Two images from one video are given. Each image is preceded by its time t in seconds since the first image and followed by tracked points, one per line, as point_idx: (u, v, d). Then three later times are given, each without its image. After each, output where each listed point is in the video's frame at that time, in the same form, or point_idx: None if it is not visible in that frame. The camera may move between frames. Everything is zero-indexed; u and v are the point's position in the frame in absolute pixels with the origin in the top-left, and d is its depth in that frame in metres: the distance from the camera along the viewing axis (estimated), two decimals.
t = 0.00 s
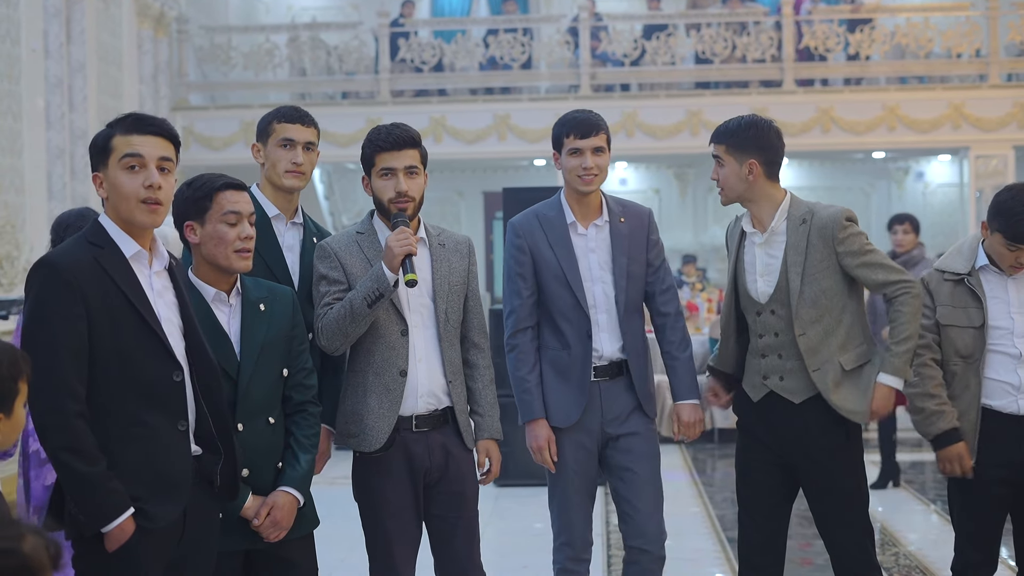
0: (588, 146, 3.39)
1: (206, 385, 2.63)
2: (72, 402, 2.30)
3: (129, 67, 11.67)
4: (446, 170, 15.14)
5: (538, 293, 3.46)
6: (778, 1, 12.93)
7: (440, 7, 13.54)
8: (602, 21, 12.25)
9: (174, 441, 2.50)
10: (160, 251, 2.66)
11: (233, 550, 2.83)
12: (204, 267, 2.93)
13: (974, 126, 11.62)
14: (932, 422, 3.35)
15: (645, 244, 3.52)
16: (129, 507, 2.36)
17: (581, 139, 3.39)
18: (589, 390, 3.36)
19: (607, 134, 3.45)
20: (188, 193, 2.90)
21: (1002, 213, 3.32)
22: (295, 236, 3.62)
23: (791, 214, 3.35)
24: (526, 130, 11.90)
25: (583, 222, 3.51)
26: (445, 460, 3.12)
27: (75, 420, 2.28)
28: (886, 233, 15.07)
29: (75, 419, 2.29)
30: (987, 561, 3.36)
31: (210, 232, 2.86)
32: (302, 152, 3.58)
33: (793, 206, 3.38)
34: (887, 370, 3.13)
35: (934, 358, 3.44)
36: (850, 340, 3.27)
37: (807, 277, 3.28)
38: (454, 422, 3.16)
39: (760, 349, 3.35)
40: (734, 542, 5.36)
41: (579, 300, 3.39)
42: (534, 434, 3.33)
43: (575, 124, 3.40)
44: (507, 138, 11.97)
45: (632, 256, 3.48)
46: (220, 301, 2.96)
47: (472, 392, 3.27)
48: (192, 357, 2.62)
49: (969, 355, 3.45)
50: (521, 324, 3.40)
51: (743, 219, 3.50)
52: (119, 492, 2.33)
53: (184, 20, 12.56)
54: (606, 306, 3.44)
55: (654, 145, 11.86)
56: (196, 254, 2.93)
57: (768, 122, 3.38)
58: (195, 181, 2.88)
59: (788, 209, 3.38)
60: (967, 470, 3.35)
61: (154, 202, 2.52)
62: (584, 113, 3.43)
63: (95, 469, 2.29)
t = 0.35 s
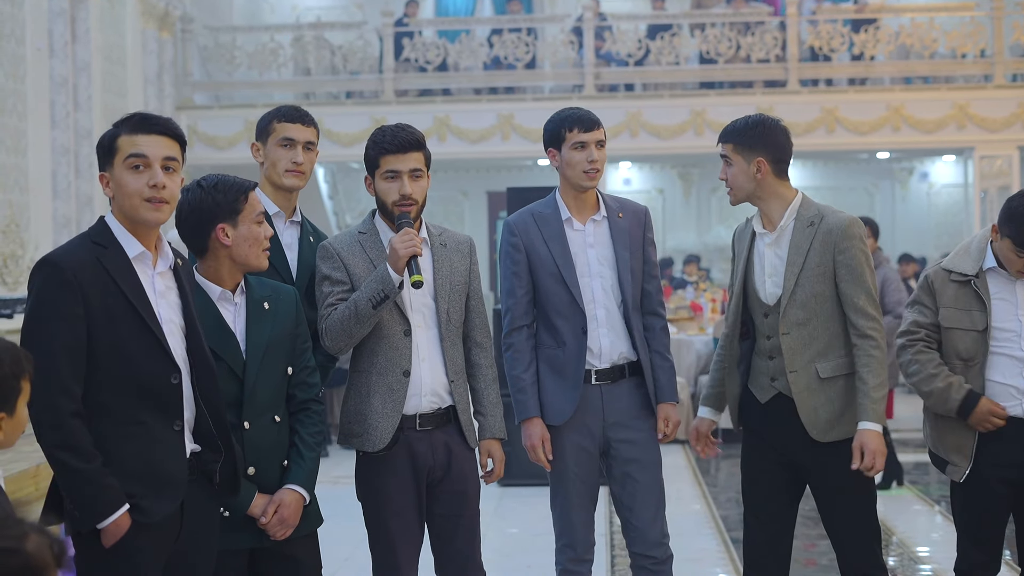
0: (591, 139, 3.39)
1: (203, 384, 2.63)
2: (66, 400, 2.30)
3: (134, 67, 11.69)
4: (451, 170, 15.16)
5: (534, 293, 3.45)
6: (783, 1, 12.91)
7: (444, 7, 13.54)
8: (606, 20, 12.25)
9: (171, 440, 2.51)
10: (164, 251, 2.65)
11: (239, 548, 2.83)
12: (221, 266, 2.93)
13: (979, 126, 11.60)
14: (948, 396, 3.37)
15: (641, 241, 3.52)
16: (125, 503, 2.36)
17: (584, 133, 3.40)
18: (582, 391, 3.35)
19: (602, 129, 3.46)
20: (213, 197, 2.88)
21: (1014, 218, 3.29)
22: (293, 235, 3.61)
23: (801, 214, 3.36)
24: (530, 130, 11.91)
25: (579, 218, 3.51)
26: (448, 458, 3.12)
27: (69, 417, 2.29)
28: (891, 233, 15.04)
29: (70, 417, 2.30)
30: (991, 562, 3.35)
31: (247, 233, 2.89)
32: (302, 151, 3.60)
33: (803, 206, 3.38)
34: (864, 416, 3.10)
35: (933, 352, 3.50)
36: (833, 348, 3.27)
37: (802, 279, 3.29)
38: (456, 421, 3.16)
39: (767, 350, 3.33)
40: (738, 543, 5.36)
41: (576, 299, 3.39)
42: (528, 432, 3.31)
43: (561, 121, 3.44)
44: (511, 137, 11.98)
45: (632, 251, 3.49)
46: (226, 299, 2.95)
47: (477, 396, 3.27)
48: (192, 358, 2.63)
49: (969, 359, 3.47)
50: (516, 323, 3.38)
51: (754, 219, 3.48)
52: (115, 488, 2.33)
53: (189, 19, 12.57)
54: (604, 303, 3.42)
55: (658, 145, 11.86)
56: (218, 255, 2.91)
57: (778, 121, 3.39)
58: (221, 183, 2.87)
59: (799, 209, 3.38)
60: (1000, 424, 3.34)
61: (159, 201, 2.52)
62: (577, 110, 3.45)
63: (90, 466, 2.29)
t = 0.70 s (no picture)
0: (610, 139, 3.43)
1: (202, 383, 2.62)
2: (65, 398, 2.31)
3: (140, 66, 11.70)
4: (456, 169, 15.16)
5: (539, 291, 3.44)
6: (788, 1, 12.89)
7: (449, 6, 13.53)
8: (612, 19, 12.23)
9: (169, 439, 2.51)
10: (165, 251, 2.64)
11: (245, 547, 2.83)
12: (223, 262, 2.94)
13: (985, 126, 11.59)
14: (959, 400, 3.36)
15: (645, 239, 3.55)
16: (124, 501, 2.36)
17: (605, 132, 3.43)
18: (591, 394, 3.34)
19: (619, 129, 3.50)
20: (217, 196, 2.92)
21: (1015, 212, 3.32)
22: (294, 235, 3.57)
23: (831, 210, 3.35)
24: (536, 129, 11.94)
25: (586, 216, 3.51)
26: (454, 454, 3.13)
27: (67, 415, 2.29)
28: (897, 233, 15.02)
29: (68, 414, 2.30)
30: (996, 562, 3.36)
31: (248, 232, 2.91)
32: (304, 149, 3.61)
33: (833, 203, 3.37)
34: (867, 419, 3.13)
35: (939, 350, 3.48)
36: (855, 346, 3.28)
37: (827, 277, 3.29)
38: (462, 418, 3.17)
39: (794, 348, 3.33)
40: (744, 542, 5.36)
41: (585, 298, 3.39)
42: (530, 433, 3.31)
43: (575, 120, 3.44)
44: (517, 136, 12.04)
45: (638, 250, 3.50)
46: (232, 298, 2.95)
47: (484, 385, 3.27)
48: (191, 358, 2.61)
49: (976, 356, 3.46)
50: (520, 323, 3.38)
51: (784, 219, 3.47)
52: (113, 486, 2.33)
53: (194, 18, 12.56)
54: (611, 300, 3.43)
55: (664, 144, 11.91)
56: (222, 254, 2.93)
57: (814, 118, 3.40)
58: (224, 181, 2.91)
59: (829, 205, 3.38)
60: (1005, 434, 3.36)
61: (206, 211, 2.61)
62: (589, 111, 3.47)
63: (88, 463, 2.30)
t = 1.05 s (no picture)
0: (615, 139, 3.43)
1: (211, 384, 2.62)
2: (90, 397, 2.31)
3: (144, 65, 11.72)
4: (460, 169, 15.17)
5: (542, 290, 3.46)
6: (792, 1, 12.91)
7: (454, 6, 13.56)
8: (616, 19, 12.26)
9: (182, 440, 2.52)
10: (168, 248, 2.63)
11: (247, 547, 2.84)
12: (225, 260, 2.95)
13: (990, 126, 11.55)
14: (980, 395, 3.35)
15: (651, 237, 3.53)
16: (141, 504, 2.37)
17: (607, 131, 3.43)
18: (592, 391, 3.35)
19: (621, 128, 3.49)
20: (218, 195, 2.93)
21: (1018, 208, 3.32)
22: (293, 234, 3.56)
23: (857, 212, 3.36)
24: (539, 129, 11.89)
25: (591, 215, 3.51)
26: (458, 455, 3.13)
27: (91, 414, 2.30)
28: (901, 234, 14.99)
29: (93, 414, 2.31)
30: (1001, 563, 3.36)
31: (247, 232, 2.91)
32: (306, 151, 3.60)
33: (860, 205, 3.38)
34: (917, 418, 3.13)
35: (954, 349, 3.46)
36: (888, 346, 3.28)
37: (857, 277, 3.30)
38: (466, 418, 3.17)
39: (822, 349, 3.33)
40: (749, 542, 5.35)
41: (587, 299, 3.39)
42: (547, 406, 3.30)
43: (578, 120, 3.44)
44: (521, 136, 11.95)
45: (643, 250, 3.49)
46: (236, 298, 2.96)
47: (480, 385, 3.24)
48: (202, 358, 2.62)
49: (986, 354, 3.45)
50: (519, 317, 3.42)
51: (808, 218, 3.49)
52: (131, 488, 2.35)
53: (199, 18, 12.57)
54: (616, 299, 3.43)
55: (669, 144, 11.82)
56: (222, 252, 2.94)
57: (842, 120, 3.40)
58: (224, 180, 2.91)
59: (855, 207, 3.39)
60: None
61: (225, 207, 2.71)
62: (595, 109, 3.45)
63: (110, 464, 2.31)
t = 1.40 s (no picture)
0: (599, 137, 3.40)
1: (215, 384, 2.62)
2: (95, 399, 2.31)
3: (147, 66, 11.71)
4: (464, 169, 15.17)
5: (543, 292, 3.47)
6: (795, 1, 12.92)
7: (458, 6, 13.57)
8: (619, 19, 12.27)
9: (187, 441, 2.51)
10: (176, 249, 2.63)
11: (250, 548, 2.84)
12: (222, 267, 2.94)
13: (993, 125, 11.53)
14: (982, 404, 3.35)
15: (655, 239, 3.52)
16: (145, 505, 2.37)
17: (592, 132, 3.40)
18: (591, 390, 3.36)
19: (611, 126, 3.46)
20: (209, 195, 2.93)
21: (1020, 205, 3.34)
22: (293, 234, 3.55)
23: (858, 210, 3.36)
24: (542, 129, 11.89)
25: (592, 216, 3.50)
26: (459, 455, 3.12)
27: (95, 416, 2.30)
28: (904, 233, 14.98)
29: (98, 415, 2.30)
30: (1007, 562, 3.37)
31: (225, 232, 2.88)
32: (308, 152, 3.59)
33: (860, 203, 3.38)
34: (915, 420, 3.15)
35: (958, 350, 3.46)
36: (885, 346, 3.28)
37: (856, 276, 3.29)
38: (468, 419, 3.17)
39: (818, 348, 3.33)
40: (752, 542, 5.35)
41: (588, 301, 3.39)
42: (563, 404, 3.26)
43: (568, 122, 3.45)
44: (525, 136, 11.94)
45: (644, 251, 3.47)
46: (238, 299, 2.95)
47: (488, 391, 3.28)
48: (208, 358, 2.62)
49: (990, 353, 3.44)
50: (520, 320, 3.41)
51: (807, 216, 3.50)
52: (136, 490, 2.34)
53: (202, 18, 12.58)
54: (616, 302, 3.42)
55: (672, 144, 11.82)
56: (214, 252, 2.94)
57: (839, 120, 3.39)
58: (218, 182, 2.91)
59: (855, 205, 3.39)
60: None
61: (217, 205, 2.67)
62: (587, 109, 3.45)
63: (114, 466, 2.30)
